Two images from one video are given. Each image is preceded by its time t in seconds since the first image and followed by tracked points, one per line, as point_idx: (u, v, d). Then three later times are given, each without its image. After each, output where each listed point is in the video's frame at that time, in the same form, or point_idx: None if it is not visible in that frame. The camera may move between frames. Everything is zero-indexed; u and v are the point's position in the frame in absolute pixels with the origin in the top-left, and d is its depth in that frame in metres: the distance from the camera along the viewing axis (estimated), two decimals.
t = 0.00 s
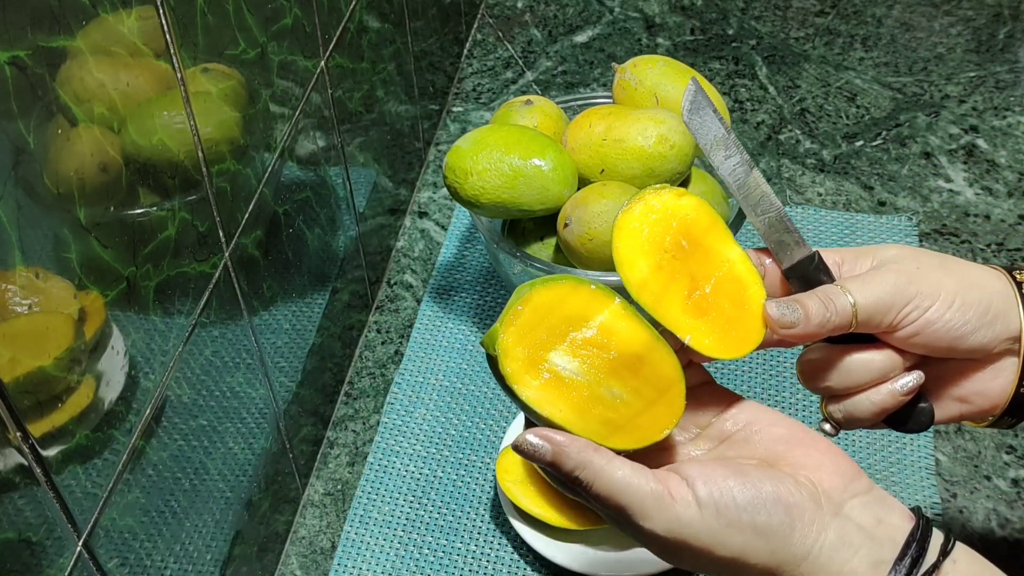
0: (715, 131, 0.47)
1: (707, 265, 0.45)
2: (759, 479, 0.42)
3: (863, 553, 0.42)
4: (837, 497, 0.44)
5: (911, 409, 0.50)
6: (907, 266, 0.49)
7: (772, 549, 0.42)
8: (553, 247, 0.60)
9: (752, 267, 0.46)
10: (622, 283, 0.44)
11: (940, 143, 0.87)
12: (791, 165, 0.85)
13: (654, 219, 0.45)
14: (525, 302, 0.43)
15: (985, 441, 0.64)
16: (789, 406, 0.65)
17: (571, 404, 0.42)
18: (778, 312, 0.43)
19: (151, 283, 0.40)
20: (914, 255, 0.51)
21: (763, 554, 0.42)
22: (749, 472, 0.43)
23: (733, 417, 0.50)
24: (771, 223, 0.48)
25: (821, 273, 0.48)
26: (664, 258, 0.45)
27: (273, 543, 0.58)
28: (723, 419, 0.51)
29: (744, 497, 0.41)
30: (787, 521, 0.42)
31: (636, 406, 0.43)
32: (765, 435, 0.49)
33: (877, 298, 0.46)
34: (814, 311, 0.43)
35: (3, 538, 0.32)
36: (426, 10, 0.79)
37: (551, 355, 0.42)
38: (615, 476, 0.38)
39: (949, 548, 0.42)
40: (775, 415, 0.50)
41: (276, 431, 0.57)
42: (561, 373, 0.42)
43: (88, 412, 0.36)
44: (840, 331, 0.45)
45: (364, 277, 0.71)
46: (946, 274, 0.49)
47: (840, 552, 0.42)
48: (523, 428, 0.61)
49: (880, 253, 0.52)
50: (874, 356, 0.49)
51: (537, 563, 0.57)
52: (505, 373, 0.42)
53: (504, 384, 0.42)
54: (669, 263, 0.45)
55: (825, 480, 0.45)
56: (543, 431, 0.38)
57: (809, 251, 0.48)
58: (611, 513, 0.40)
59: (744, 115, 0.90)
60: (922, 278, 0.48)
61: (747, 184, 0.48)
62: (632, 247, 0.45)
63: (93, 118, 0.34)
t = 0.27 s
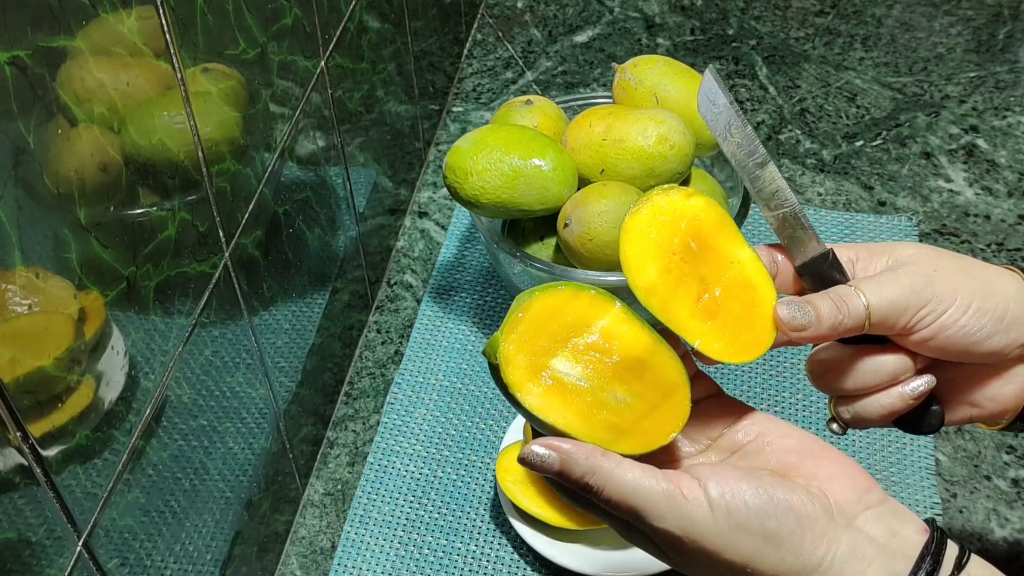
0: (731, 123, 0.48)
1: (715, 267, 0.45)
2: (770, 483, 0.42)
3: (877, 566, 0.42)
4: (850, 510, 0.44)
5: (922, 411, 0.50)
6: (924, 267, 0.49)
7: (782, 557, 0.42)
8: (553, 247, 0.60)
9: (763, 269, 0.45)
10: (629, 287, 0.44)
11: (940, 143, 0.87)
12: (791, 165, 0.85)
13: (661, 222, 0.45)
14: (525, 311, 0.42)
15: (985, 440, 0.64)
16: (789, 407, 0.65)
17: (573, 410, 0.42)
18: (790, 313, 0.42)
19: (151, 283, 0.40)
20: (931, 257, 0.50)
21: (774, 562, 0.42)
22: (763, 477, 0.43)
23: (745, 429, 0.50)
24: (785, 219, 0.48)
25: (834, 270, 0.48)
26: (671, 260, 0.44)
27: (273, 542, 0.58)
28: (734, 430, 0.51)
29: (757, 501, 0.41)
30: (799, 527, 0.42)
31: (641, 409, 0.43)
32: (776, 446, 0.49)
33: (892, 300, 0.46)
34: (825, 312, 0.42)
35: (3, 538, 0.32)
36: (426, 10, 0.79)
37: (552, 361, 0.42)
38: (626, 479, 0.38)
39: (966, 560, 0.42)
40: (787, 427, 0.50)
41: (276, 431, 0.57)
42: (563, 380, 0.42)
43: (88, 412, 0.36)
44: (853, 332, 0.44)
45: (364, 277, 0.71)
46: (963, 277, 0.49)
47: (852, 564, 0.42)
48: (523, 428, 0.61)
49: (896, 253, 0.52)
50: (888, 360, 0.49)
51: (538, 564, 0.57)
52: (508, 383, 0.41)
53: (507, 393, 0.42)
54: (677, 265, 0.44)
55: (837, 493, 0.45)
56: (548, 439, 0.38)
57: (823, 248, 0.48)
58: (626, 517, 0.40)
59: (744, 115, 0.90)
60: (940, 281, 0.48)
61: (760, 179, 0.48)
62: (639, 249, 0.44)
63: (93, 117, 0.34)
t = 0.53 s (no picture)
0: (735, 128, 0.48)
1: (715, 276, 0.44)
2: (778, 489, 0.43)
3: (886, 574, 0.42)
4: (857, 518, 0.44)
5: (928, 419, 0.51)
6: (929, 276, 0.49)
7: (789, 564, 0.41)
8: (553, 247, 0.60)
9: (764, 277, 0.45)
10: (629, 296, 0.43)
11: (940, 143, 0.87)
12: (791, 165, 0.85)
13: (660, 231, 0.45)
14: (521, 320, 0.42)
15: (985, 440, 0.64)
16: (789, 408, 0.65)
17: (573, 416, 0.42)
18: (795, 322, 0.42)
19: (151, 283, 0.40)
20: (937, 265, 0.50)
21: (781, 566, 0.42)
22: (771, 483, 0.43)
23: (752, 435, 0.50)
24: (789, 225, 0.49)
25: (839, 277, 0.48)
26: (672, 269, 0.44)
27: (273, 543, 0.58)
28: (741, 437, 0.51)
29: (765, 506, 0.41)
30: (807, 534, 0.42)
31: (643, 413, 0.43)
32: (784, 453, 0.48)
33: (897, 309, 0.45)
34: (829, 321, 0.42)
35: (2, 538, 0.32)
36: (426, 10, 0.79)
37: (552, 370, 0.42)
38: (632, 483, 0.38)
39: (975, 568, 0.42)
40: (793, 432, 0.49)
41: (276, 431, 0.57)
42: (563, 387, 0.42)
43: (88, 412, 0.36)
44: (858, 341, 0.44)
45: (364, 277, 0.71)
46: (969, 285, 0.49)
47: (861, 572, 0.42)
48: (523, 429, 0.61)
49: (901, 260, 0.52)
50: (892, 369, 0.50)
51: (538, 564, 0.57)
52: (507, 395, 0.41)
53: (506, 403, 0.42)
54: (678, 275, 0.44)
55: (845, 500, 0.45)
56: (552, 445, 0.38)
57: (828, 256, 0.48)
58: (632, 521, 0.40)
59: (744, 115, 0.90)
60: (946, 289, 0.48)
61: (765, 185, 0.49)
62: (640, 259, 0.44)
63: (93, 117, 0.34)
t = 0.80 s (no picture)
0: (742, 130, 0.48)
1: (720, 278, 0.44)
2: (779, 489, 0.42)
3: None
4: (863, 520, 0.44)
5: (932, 421, 0.51)
6: (934, 279, 0.48)
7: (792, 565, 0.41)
8: (553, 247, 0.60)
9: (768, 280, 0.45)
10: (633, 297, 0.44)
11: (940, 143, 0.87)
12: (791, 166, 0.85)
13: (665, 232, 0.45)
14: (530, 317, 0.42)
15: (985, 440, 0.64)
16: (789, 408, 0.65)
17: (578, 417, 0.42)
18: (797, 325, 0.42)
19: (151, 283, 0.40)
20: (941, 269, 0.50)
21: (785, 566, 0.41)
22: (776, 483, 0.43)
23: (758, 438, 0.50)
24: (795, 226, 0.48)
25: (843, 278, 0.48)
26: (676, 271, 0.44)
27: (273, 543, 0.58)
28: (747, 440, 0.51)
29: (769, 505, 0.41)
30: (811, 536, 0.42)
31: (649, 414, 0.42)
32: (790, 456, 0.48)
33: (901, 312, 0.45)
34: (831, 325, 0.42)
35: (3, 538, 0.32)
36: (426, 10, 0.79)
37: (559, 369, 0.42)
38: (638, 483, 0.38)
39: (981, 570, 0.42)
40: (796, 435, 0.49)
41: (276, 431, 0.57)
42: (570, 387, 0.42)
43: (88, 412, 0.36)
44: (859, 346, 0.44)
45: (364, 277, 0.71)
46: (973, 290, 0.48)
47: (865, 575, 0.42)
48: (523, 429, 0.61)
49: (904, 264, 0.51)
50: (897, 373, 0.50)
51: (538, 564, 0.57)
52: (513, 392, 0.41)
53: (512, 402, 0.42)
54: (682, 277, 0.44)
55: (851, 501, 0.44)
56: (556, 446, 0.38)
57: (833, 259, 0.48)
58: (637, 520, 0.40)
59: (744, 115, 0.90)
60: (951, 292, 0.47)
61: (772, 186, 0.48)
62: (643, 261, 0.45)
63: (93, 118, 0.34)
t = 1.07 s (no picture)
0: (747, 128, 0.48)
1: (726, 279, 0.44)
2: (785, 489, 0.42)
3: None
4: (868, 522, 0.43)
5: (938, 420, 0.51)
6: (941, 278, 0.48)
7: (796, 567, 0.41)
8: (553, 247, 0.60)
9: (774, 279, 0.45)
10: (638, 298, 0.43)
11: (940, 143, 0.87)
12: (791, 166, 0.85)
13: (670, 233, 0.45)
14: (535, 319, 0.42)
15: (985, 440, 0.64)
16: (789, 407, 0.65)
17: (584, 417, 0.42)
18: (803, 325, 0.41)
19: (151, 283, 0.40)
20: (948, 268, 0.50)
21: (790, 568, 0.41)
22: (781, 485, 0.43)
23: (763, 441, 0.50)
24: (802, 225, 0.48)
25: (850, 278, 0.48)
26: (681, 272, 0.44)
27: (273, 543, 0.58)
28: (752, 443, 0.50)
29: (775, 506, 0.41)
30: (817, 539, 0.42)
31: (653, 414, 0.42)
32: (795, 458, 0.48)
33: (908, 311, 0.45)
34: (838, 324, 0.42)
35: (2, 539, 0.32)
36: (426, 10, 0.79)
37: (565, 369, 0.42)
38: (643, 483, 0.38)
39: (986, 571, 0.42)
40: (798, 436, 0.49)
41: (276, 431, 0.57)
42: (575, 387, 0.42)
43: (88, 412, 0.36)
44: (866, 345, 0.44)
45: (364, 277, 0.71)
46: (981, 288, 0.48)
47: None
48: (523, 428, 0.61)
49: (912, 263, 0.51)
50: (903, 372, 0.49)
51: (538, 564, 0.57)
52: (518, 393, 0.41)
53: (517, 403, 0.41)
54: (687, 278, 0.44)
55: (856, 504, 0.44)
56: (562, 447, 0.38)
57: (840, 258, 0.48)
58: (642, 521, 0.40)
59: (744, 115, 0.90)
60: (958, 292, 0.47)
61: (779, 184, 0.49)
62: (649, 264, 0.44)
63: (93, 118, 0.34)
